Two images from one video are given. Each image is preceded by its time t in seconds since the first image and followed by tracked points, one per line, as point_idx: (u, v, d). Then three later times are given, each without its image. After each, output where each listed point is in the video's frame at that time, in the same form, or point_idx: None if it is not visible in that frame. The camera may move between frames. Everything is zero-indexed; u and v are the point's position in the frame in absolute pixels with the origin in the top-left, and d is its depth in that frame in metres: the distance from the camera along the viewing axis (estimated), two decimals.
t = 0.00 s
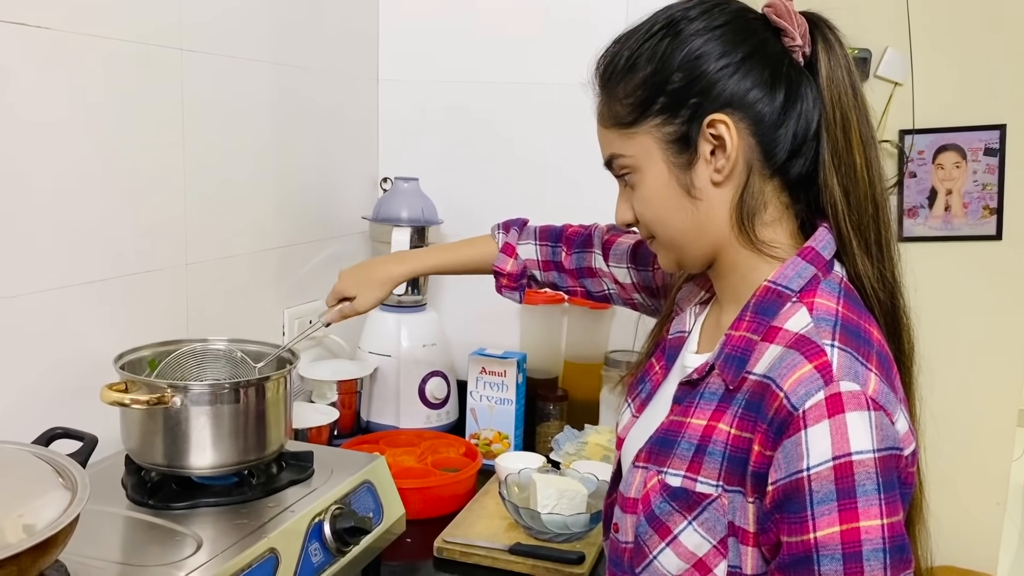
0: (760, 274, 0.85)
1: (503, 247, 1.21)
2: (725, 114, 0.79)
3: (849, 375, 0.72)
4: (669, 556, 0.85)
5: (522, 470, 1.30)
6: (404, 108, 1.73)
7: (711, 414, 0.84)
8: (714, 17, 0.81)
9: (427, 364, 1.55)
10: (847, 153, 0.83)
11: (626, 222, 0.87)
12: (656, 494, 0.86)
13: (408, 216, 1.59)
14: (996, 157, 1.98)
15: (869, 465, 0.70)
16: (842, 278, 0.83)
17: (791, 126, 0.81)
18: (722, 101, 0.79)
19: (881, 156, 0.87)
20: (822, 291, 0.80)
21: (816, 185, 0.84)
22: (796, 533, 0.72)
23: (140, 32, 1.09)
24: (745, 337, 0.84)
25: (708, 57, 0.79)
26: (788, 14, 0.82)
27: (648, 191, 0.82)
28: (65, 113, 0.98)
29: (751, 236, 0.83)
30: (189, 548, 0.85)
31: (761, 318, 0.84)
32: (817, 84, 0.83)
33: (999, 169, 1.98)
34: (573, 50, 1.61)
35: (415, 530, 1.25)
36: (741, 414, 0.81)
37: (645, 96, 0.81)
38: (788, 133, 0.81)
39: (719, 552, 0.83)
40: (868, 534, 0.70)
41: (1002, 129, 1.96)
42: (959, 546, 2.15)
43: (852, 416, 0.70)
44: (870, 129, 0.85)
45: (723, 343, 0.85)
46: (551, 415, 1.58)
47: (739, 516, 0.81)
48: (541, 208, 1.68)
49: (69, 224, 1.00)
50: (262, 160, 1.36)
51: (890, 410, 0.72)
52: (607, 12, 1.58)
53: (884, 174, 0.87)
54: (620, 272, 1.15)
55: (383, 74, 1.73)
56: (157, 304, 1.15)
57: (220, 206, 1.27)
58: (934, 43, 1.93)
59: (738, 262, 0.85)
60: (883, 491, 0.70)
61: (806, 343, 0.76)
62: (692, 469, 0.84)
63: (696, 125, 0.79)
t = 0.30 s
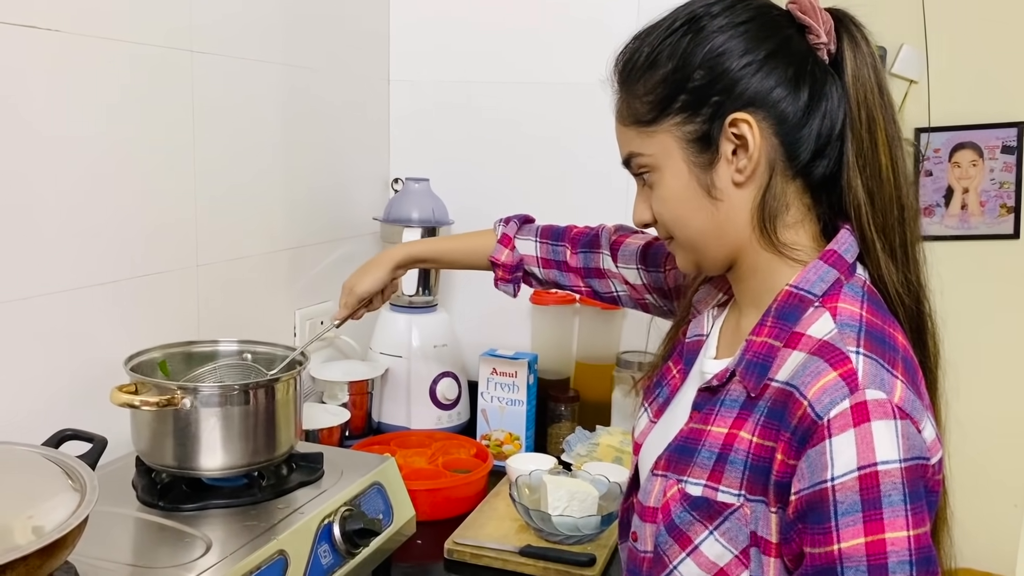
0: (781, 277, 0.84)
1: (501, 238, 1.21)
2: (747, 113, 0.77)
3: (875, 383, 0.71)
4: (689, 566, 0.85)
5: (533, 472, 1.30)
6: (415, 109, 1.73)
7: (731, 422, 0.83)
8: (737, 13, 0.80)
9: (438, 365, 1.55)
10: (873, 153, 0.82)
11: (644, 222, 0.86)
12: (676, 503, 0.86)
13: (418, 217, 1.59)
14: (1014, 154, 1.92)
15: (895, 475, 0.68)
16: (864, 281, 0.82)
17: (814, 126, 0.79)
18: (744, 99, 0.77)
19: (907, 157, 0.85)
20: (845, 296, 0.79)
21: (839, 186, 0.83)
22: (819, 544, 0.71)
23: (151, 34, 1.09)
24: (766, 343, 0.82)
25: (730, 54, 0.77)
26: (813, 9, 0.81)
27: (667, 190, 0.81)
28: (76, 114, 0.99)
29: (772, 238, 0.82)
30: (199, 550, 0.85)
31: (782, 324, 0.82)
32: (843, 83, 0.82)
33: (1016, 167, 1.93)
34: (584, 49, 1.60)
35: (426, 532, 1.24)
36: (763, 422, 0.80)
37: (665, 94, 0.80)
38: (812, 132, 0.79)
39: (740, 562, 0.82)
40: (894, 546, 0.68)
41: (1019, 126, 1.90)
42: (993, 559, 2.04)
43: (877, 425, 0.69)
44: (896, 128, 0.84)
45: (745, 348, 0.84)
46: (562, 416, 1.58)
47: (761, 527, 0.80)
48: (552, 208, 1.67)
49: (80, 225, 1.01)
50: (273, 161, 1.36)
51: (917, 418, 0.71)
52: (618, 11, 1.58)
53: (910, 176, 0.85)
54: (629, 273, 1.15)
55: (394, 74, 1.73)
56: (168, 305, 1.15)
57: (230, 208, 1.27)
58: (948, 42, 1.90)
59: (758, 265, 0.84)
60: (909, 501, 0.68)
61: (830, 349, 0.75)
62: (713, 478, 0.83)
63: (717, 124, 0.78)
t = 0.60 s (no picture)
0: (799, 282, 0.83)
1: (509, 232, 1.20)
2: (769, 113, 0.76)
3: (896, 394, 0.70)
4: None
5: (544, 474, 1.29)
6: (426, 110, 1.73)
7: (748, 431, 0.82)
8: (762, 10, 0.78)
9: (450, 366, 1.54)
10: (897, 156, 0.80)
11: (660, 222, 0.85)
12: (691, 512, 0.85)
13: (429, 219, 1.59)
14: None
15: (917, 488, 0.67)
16: (883, 287, 0.81)
17: (837, 128, 0.78)
18: (766, 100, 0.76)
19: (932, 162, 0.84)
20: (864, 303, 0.78)
21: (860, 190, 0.82)
22: (839, 557, 0.70)
23: (163, 37, 1.09)
24: (783, 351, 0.82)
25: (753, 53, 0.76)
26: (839, 8, 0.79)
27: (684, 190, 0.80)
28: (87, 118, 0.99)
29: (790, 242, 0.81)
30: (210, 553, 0.85)
31: (800, 331, 0.81)
32: (868, 84, 0.80)
33: None
34: (595, 49, 1.60)
35: (437, 535, 1.24)
36: (780, 432, 0.79)
37: (685, 92, 0.79)
38: (835, 134, 0.78)
39: (756, 572, 0.81)
40: (916, 560, 0.67)
41: None
42: None
43: (898, 437, 0.68)
44: (920, 132, 0.83)
45: (762, 355, 0.83)
46: (574, 418, 1.57)
47: (778, 537, 0.79)
48: (564, 210, 1.67)
49: (92, 228, 1.01)
50: (284, 163, 1.37)
51: (938, 428, 0.70)
52: (629, 11, 1.57)
53: (934, 181, 0.84)
54: (638, 271, 1.14)
55: (405, 76, 1.73)
56: (180, 307, 1.16)
57: (241, 209, 1.27)
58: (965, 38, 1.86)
59: (776, 269, 0.83)
60: (932, 514, 0.67)
61: (849, 359, 0.74)
62: (729, 487, 0.82)
63: (738, 123, 0.77)
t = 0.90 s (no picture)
0: (809, 284, 0.82)
1: (524, 238, 1.18)
2: (787, 111, 0.75)
3: (907, 399, 0.69)
4: None
5: (553, 477, 1.29)
6: (434, 111, 1.72)
7: (756, 435, 0.81)
8: (784, 5, 0.77)
9: (459, 368, 1.54)
10: (916, 158, 0.79)
11: (670, 219, 0.84)
12: (698, 518, 0.84)
13: (438, 219, 1.59)
14: None
15: (928, 495, 0.66)
16: (895, 289, 0.80)
17: (856, 128, 0.77)
18: (784, 97, 0.75)
19: (952, 166, 0.83)
20: (875, 305, 0.77)
21: (875, 192, 0.81)
22: (848, 565, 0.69)
23: (170, 40, 1.09)
24: (793, 354, 0.80)
25: (772, 49, 0.75)
26: (862, 4, 0.77)
27: (696, 187, 0.79)
28: (95, 121, 0.99)
29: (802, 243, 0.80)
30: (217, 555, 0.85)
31: (809, 334, 0.80)
32: (888, 84, 0.79)
33: None
34: (604, 49, 1.59)
35: (445, 537, 1.23)
36: (789, 436, 0.78)
37: (701, 87, 0.78)
38: (853, 135, 0.77)
39: None
40: (927, 568, 0.66)
41: None
42: None
43: (910, 443, 0.67)
44: (941, 135, 0.81)
45: (769, 359, 0.82)
46: (583, 420, 1.56)
47: (787, 544, 0.78)
48: (573, 211, 1.66)
49: (100, 231, 1.01)
50: (292, 165, 1.36)
51: (951, 433, 0.69)
52: (638, 11, 1.56)
53: (954, 186, 0.83)
54: (645, 273, 1.13)
55: (413, 77, 1.73)
56: (188, 309, 1.16)
57: (249, 212, 1.27)
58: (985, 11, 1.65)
59: (787, 271, 0.82)
60: (943, 522, 0.66)
61: (860, 363, 0.73)
62: (737, 493, 0.82)
63: (754, 121, 0.76)
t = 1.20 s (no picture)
0: (819, 285, 0.82)
1: (542, 246, 1.16)
2: (798, 111, 0.75)
3: (922, 401, 0.69)
4: None
5: (559, 477, 1.29)
6: (440, 113, 1.73)
7: (769, 438, 0.81)
8: (796, 4, 0.77)
9: (465, 369, 1.54)
10: (927, 159, 0.79)
11: (678, 218, 0.84)
12: (710, 522, 0.84)
13: (444, 220, 1.59)
14: None
15: (942, 497, 0.66)
16: (906, 290, 0.79)
17: (867, 129, 0.77)
18: (796, 97, 0.75)
19: (964, 167, 0.82)
20: (887, 306, 0.77)
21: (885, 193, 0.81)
22: (863, 568, 0.69)
23: (177, 42, 1.10)
24: (805, 356, 0.80)
25: (783, 49, 0.75)
26: (874, 4, 0.77)
27: (705, 185, 0.79)
28: (102, 123, 1.00)
29: (812, 244, 0.79)
30: (224, 554, 0.85)
31: (821, 335, 0.80)
32: (900, 85, 0.79)
33: None
34: (610, 51, 1.59)
35: (451, 537, 1.23)
36: (802, 439, 0.78)
37: (712, 86, 0.77)
38: (865, 136, 0.77)
39: None
40: (942, 570, 0.66)
41: None
42: None
43: (925, 445, 0.67)
44: (953, 135, 0.81)
45: (781, 360, 0.81)
46: (590, 421, 1.56)
47: (801, 547, 0.77)
48: (579, 212, 1.66)
49: (107, 232, 1.02)
50: (299, 167, 1.37)
51: (965, 435, 0.69)
52: (644, 12, 1.56)
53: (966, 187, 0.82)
54: (653, 266, 1.13)
55: (420, 79, 1.73)
56: (195, 310, 1.16)
57: (256, 212, 1.27)
58: (994, 8, 1.57)
59: (796, 272, 0.82)
60: (958, 525, 0.66)
61: (874, 365, 0.73)
62: (750, 496, 0.81)
63: (766, 120, 0.76)
